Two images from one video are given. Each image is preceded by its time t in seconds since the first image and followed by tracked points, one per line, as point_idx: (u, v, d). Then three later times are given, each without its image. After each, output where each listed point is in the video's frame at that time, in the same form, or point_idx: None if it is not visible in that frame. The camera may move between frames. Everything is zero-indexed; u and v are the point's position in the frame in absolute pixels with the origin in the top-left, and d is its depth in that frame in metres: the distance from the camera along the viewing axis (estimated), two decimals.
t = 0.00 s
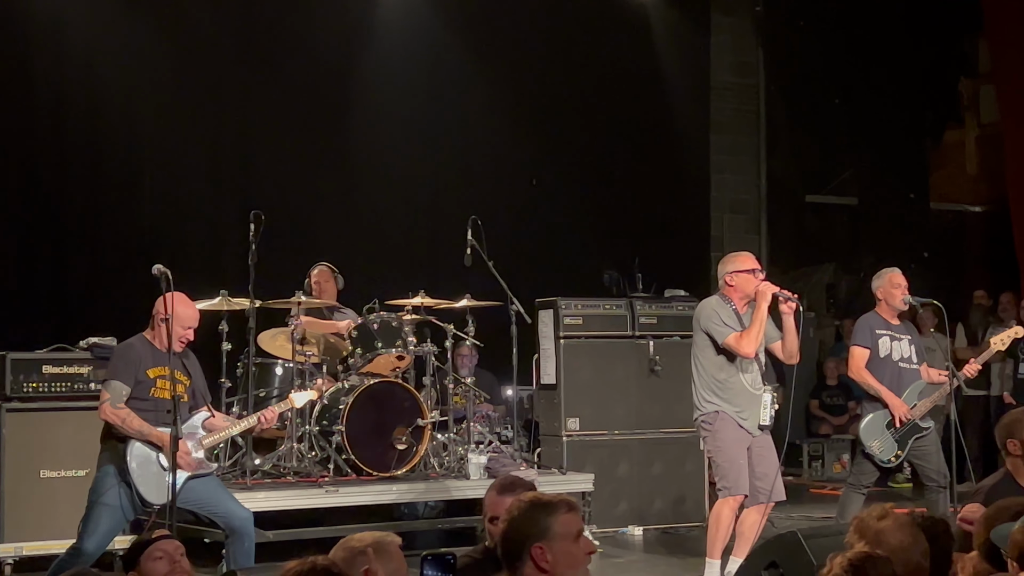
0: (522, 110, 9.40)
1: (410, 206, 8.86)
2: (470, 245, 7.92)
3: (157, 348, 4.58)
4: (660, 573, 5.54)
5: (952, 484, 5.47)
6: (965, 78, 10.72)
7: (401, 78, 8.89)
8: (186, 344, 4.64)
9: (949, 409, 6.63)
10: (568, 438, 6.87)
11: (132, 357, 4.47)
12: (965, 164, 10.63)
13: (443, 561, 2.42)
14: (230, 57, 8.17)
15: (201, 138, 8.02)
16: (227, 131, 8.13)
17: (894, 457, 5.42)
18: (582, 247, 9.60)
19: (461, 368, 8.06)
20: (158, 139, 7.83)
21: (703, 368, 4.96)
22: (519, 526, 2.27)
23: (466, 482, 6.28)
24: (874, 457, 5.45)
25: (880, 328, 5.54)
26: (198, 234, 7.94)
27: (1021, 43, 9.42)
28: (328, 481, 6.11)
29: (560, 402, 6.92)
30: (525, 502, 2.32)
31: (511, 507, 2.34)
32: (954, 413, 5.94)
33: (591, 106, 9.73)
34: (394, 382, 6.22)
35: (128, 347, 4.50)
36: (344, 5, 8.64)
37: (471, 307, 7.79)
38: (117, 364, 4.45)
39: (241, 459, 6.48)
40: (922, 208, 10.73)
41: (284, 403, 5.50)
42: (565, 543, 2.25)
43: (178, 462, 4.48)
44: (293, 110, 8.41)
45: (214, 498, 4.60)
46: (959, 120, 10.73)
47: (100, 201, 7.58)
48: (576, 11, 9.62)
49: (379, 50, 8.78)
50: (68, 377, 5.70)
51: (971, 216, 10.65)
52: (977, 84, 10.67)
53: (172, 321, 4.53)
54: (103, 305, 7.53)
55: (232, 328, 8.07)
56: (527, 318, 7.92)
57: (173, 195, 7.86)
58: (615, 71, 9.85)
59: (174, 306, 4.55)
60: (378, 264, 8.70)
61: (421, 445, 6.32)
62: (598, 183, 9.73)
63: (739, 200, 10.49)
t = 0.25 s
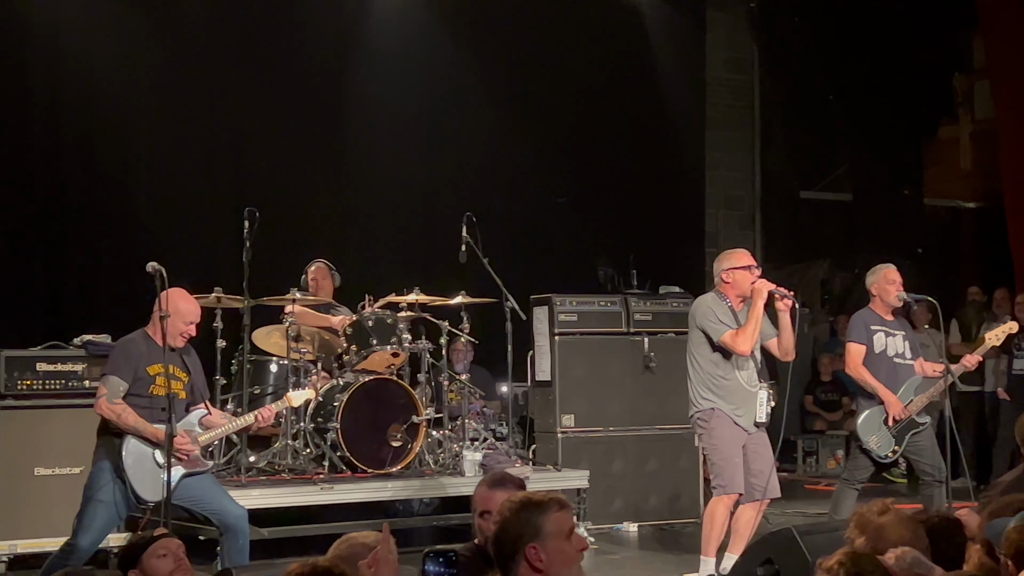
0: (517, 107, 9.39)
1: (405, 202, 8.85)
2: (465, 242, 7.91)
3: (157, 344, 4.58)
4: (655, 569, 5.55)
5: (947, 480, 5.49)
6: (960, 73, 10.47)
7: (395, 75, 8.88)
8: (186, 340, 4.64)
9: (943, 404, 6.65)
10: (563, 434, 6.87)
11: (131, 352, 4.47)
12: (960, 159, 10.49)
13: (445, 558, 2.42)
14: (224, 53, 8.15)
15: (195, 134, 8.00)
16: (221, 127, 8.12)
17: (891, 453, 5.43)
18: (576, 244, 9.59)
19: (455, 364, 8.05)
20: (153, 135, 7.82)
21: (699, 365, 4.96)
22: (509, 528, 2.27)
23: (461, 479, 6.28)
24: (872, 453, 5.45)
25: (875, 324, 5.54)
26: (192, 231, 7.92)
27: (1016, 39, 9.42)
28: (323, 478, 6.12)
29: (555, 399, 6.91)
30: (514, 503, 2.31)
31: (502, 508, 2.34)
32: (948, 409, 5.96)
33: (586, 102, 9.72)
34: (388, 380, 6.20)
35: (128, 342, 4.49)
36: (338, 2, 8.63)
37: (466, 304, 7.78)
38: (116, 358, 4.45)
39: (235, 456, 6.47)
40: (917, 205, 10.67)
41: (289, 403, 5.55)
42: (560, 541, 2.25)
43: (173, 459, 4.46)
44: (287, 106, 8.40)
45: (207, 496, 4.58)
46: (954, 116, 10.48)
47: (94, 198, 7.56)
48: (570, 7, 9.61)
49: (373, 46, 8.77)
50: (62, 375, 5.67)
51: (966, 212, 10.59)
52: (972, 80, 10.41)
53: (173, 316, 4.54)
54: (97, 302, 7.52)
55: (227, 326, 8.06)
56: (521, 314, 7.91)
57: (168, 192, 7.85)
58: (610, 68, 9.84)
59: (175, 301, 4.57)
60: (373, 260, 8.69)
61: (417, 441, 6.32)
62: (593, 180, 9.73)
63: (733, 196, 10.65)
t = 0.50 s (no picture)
0: (510, 105, 9.39)
1: (397, 200, 8.84)
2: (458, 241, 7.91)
3: (185, 333, 4.64)
4: (647, 567, 5.54)
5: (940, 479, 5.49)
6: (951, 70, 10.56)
7: (387, 72, 8.87)
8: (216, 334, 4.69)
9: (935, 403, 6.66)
10: (555, 432, 6.86)
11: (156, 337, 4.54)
12: (952, 157, 10.61)
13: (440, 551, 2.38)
14: (215, 50, 8.13)
15: (187, 132, 7.98)
16: (213, 125, 8.10)
17: (885, 453, 5.40)
18: (568, 242, 9.59)
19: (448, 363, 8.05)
20: (144, 133, 7.80)
21: (693, 362, 4.96)
22: (504, 527, 2.26)
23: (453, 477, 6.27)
24: (866, 453, 5.42)
25: (868, 326, 5.55)
26: (184, 229, 7.91)
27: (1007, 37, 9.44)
28: (315, 477, 6.11)
29: (548, 397, 6.90)
30: (508, 503, 2.30)
31: (494, 510, 2.32)
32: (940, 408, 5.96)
33: (578, 100, 9.72)
34: (379, 377, 6.19)
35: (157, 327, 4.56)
36: None
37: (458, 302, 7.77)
38: (139, 342, 4.51)
39: (226, 455, 6.45)
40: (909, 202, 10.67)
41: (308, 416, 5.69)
42: (554, 541, 2.25)
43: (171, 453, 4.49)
44: (279, 104, 8.38)
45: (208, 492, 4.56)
46: (945, 113, 10.58)
47: (85, 196, 7.55)
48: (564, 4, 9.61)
49: (365, 43, 8.75)
50: (54, 374, 5.65)
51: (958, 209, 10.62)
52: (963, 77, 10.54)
53: (203, 307, 4.60)
54: (88, 301, 7.51)
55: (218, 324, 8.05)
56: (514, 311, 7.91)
57: (159, 190, 7.83)
58: (602, 65, 9.84)
59: (209, 292, 4.63)
60: (365, 258, 8.68)
61: (408, 440, 6.31)
62: (585, 177, 9.73)
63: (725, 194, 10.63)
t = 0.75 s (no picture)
0: (508, 104, 9.39)
1: (394, 199, 8.84)
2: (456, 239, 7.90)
3: (206, 321, 4.67)
4: (644, 565, 5.55)
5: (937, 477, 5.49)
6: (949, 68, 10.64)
7: (384, 70, 8.86)
8: (236, 326, 4.71)
9: (932, 400, 6.66)
10: (553, 431, 6.86)
11: (175, 321, 4.58)
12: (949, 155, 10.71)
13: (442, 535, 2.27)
14: (212, 49, 8.13)
15: (183, 130, 7.97)
16: (210, 123, 8.10)
17: (884, 450, 5.42)
18: (566, 240, 9.59)
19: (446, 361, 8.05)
20: (141, 132, 7.80)
21: (691, 359, 4.96)
22: (506, 523, 2.23)
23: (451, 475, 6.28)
24: (866, 450, 5.43)
25: (865, 322, 5.49)
26: (181, 228, 7.91)
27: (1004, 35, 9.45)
28: (313, 475, 6.10)
29: (545, 395, 6.90)
30: (508, 499, 2.28)
31: (494, 506, 2.30)
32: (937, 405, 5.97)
33: (575, 98, 9.72)
34: (376, 375, 6.18)
35: (177, 311, 4.61)
36: None
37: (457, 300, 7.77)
38: (158, 324, 4.56)
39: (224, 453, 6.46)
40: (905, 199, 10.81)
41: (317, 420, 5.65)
42: (556, 536, 2.22)
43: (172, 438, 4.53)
44: (277, 102, 8.38)
45: (201, 483, 4.59)
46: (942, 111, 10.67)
47: (83, 195, 7.55)
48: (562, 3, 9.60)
49: (361, 41, 8.74)
50: (52, 373, 5.65)
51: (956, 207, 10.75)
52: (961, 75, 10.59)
53: (227, 299, 4.62)
54: (86, 300, 7.51)
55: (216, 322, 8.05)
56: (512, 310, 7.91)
57: (156, 189, 7.82)
58: (599, 63, 9.83)
59: (234, 285, 4.65)
60: (363, 257, 8.68)
61: (405, 438, 6.31)
62: (582, 175, 9.73)
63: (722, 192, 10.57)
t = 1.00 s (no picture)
0: (508, 101, 9.39)
1: (394, 197, 8.84)
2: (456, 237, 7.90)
3: (174, 307, 4.64)
4: (645, 562, 5.56)
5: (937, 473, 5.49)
6: (949, 66, 10.49)
7: (383, 67, 8.85)
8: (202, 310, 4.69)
9: (932, 397, 6.66)
10: (553, 428, 6.87)
11: (143, 309, 4.53)
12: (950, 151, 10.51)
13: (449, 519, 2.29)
14: (211, 47, 8.13)
15: (183, 128, 7.97)
16: (209, 121, 8.10)
17: (884, 446, 5.46)
18: (567, 237, 9.59)
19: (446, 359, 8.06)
20: (141, 130, 7.80)
21: (692, 355, 4.97)
22: (513, 522, 2.21)
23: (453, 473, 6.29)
24: (865, 446, 5.48)
25: (866, 318, 5.47)
26: (182, 226, 7.91)
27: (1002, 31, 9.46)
28: (314, 473, 6.11)
29: (545, 393, 6.90)
30: (512, 496, 2.26)
31: (499, 503, 2.29)
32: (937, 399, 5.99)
33: (575, 96, 9.72)
34: (376, 373, 6.18)
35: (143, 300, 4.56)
36: None
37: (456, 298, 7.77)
38: (126, 313, 4.51)
39: (226, 451, 6.49)
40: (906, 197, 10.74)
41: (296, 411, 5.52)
42: (562, 533, 2.21)
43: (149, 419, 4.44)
44: (278, 100, 8.39)
45: (186, 474, 4.58)
46: (942, 108, 10.52)
47: (83, 193, 7.55)
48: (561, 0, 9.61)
49: (361, 39, 8.74)
50: (53, 371, 5.66)
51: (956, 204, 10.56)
52: (960, 72, 10.44)
53: (191, 281, 4.61)
54: (87, 298, 7.51)
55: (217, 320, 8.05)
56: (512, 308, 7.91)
57: (157, 186, 7.82)
58: (598, 61, 9.83)
59: (196, 268, 4.65)
60: (363, 254, 8.68)
61: (406, 436, 6.31)
62: (582, 173, 9.73)
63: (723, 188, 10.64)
